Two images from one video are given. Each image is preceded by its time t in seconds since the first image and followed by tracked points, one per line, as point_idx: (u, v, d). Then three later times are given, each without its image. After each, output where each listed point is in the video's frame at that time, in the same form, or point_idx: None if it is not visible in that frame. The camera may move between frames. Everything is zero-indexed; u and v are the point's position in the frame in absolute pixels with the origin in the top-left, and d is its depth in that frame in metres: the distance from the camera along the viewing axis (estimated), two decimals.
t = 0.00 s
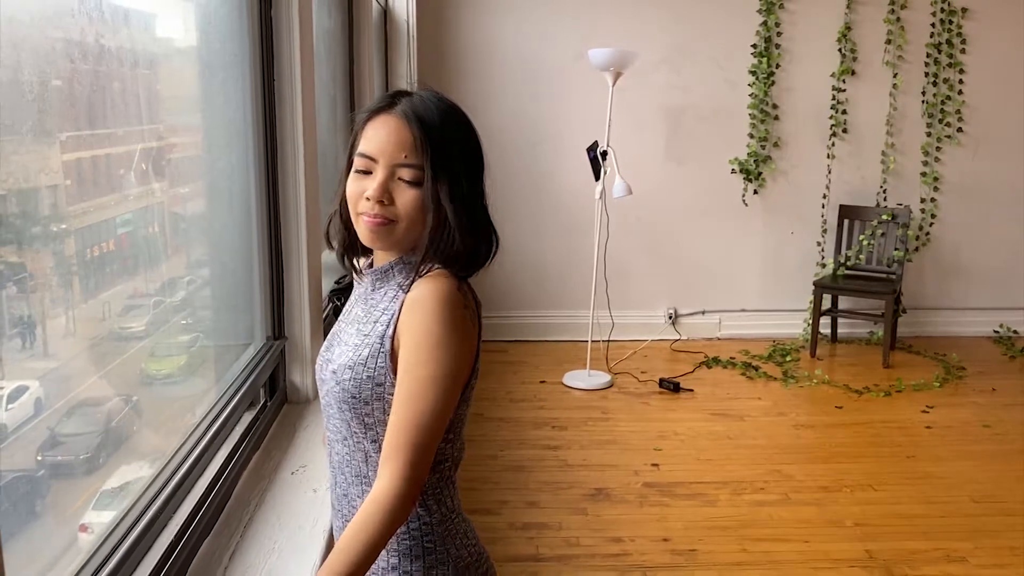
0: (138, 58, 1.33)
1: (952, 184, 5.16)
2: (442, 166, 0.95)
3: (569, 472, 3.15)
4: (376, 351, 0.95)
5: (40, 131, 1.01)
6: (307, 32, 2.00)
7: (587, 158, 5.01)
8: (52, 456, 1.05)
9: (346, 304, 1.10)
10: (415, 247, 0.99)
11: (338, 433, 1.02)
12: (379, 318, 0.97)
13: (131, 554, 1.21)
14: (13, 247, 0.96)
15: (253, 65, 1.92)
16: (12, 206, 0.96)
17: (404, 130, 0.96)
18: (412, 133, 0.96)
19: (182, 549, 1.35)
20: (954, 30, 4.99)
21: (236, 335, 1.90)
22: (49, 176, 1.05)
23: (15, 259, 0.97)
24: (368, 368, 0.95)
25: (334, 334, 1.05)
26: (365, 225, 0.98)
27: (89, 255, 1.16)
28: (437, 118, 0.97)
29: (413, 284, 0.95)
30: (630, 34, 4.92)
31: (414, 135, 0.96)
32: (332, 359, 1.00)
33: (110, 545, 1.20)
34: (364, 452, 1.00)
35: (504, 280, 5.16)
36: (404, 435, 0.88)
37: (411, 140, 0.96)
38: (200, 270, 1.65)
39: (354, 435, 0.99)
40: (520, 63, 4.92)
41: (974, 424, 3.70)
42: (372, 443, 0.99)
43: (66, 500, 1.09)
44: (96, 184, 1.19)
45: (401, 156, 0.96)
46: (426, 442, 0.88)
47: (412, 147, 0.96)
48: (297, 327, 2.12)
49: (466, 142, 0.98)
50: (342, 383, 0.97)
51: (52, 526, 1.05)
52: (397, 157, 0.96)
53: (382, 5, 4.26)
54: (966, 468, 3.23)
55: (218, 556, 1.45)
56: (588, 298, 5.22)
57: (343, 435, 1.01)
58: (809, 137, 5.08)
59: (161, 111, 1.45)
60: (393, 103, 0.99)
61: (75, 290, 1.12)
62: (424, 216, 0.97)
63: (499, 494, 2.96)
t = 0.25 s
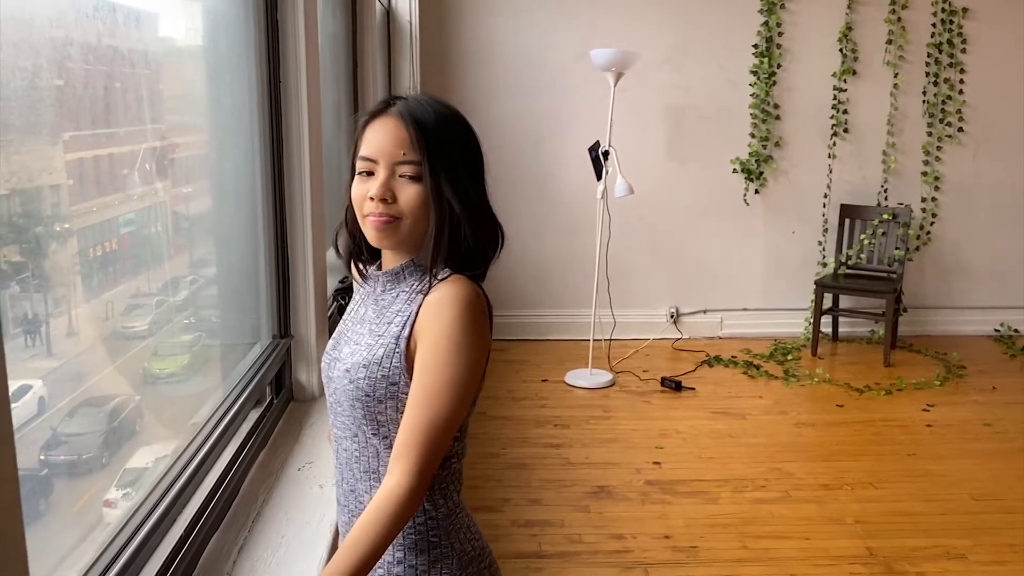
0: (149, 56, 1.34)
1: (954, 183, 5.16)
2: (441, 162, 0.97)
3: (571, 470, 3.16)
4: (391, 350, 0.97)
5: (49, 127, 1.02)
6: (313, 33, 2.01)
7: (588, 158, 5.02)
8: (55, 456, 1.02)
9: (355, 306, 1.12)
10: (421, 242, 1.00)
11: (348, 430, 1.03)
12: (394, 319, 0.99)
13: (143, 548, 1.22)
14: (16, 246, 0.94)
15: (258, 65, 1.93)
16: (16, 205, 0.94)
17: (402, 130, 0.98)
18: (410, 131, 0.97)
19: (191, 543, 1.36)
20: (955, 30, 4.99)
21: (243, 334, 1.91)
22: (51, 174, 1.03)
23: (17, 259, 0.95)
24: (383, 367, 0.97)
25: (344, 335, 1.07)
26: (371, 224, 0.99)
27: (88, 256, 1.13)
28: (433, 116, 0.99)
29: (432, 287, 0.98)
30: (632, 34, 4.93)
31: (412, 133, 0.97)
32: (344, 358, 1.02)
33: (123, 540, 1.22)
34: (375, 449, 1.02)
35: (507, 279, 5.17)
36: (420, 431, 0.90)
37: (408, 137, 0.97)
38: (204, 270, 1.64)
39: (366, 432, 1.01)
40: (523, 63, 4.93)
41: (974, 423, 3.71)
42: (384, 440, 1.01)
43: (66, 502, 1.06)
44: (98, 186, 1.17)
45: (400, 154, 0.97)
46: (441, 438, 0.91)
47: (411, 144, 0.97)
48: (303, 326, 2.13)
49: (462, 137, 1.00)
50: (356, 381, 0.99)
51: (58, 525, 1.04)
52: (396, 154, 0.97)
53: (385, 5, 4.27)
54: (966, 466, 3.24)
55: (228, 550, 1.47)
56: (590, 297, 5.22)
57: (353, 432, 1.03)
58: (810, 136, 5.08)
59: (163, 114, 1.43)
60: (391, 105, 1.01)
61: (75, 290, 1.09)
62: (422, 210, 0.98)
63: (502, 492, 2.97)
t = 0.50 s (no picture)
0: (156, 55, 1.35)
1: (954, 182, 5.16)
2: (431, 159, 0.99)
3: (573, 468, 3.16)
4: (400, 350, 0.98)
5: (55, 123, 1.03)
6: (317, 34, 2.01)
7: (590, 157, 5.02)
8: (57, 455, 1.02)
9: (362, 306, 1.13)
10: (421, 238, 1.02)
11: (354, 427, 1.04)
12: (403, 319, 1.01)
13: (149, 545, 1.24)
14: (17, 246, 0.94)
15: (263, 64, 1.93)
16: (18, 205, 0.94)
17: (392, 130, 1.00)
18: (398, 130, 1.00)
19: (196, 539, 1.38)
20: (956, 29, 4.99)
21: (247, 334, 1.92)
22: (52, 175, 1.02)
23: (19, 258, 0.94)
24: (393, 367, 0.98)
25: (352, 334, 1.08)
26: (371, 224, 1.01)
27: (91, 257, 1.13)
28: (421, 115, 1.01)
29: (442, 288, 0.99)
30: (633, 33, 4.93)
31: (400, 132, 1.00)
32: (353, 357, 1.03)
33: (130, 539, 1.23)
34: (381, 447, 1.03)
35: (508, 278, 5.18)
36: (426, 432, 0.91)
37: (398, 136, 1.00)
38: (206, 266, 1.64)
39: (373, 430, 1.02)
40: (524, 63, 4.94)
41: (975, 421, 3.71)
42: (391, 438, 1.02)
43: (70, 498, 1.06)
44: (99, 183, 1.17)
45: (391, 153, 1.00)
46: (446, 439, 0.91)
47: (400, 143, 1.00)
48: (307, 325, 2.14)
49: (451, 133, 1.02)
50: (365, 379, 1.00)
51: (60, 524, 1.03)
52: (387, 154, 1.00)
53: (388, 6, 4.27)
54: (967, 464, 3.24)
55: (233, 545, 1.48)
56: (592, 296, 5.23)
57: (360, 430, 1.04)
58: (811, 136, 5.08)
59: (167, 115, 1.43)
60: (383, 107, 1.03)
61: (81, 291, 1.10)
62: (417, 205, 0.99)
63: (503, 490, 2.98)
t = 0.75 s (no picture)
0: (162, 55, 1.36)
1: (954, 182, 5.17)
2: (418, 157, 1.00)
3: (574, 466, 3.17)
4: (408, 351, 0.99)
5: (65, 123, 1.03)
6: (320, 35, 2.02)
7: (590, 157, 5.03)
8: (62, 454, 1.02)
9: (368, 305, 1.14)
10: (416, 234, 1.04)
11: (360, 424, 1.05)
12: (410, 320, 1.01)
13: (154, 544, 1.24)
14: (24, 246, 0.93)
15: (267, 65, 1.94)
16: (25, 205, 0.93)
17: (380, 130, 1.01)
18: (386, 131, 1.01)
19: (204, 533, 1.39)
20: (956, 29, 4.99)
21: (252, 332, 1.93)
22: (56, 174, 1.01)
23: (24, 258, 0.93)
24: (400, 367, 0.99)
25: (358, 332, 1.09)
26: (367, 223, 1.03)
27: (94, 257, 1.12)
28: (406, 114, 1.01)
29: (451, 289, 1.00)
30: (634, 33, 4.94)
31: (388, 133, 1.01)
32: (360, 355, 1.04)
33: (137, 537, 1.23)
34: (386, 444, 1.04)
35: (509, 278, 5.19)
36: (435, 432, 0.92)
37: (386, 137, 1.01)
38: (213, 262, 1.65)
39: (379, 427, 1.03)
40: (525, 62, 4.94)
41: (974, 420, 3.72)
42: (397, 436, 1.03)
43: (71, 497, 1.04)
44: (101, 182, 1.15)
45: (381, 153, 1.01)
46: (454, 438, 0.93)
47: (389, 143, 1.01)
48: (312, 324, 2.15)
49: (438, 129, 1.02)
50: (372, 378, 1.01)
51: (68, 522, 1.04)
52: (378, 154, 1.01)
53: (390, 6, 4.28)
54: (966, 462, 3.25)
55: (239, 540, 1.49)
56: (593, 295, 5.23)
57: (365, 426, 1.05)
58: (811, 135, 5.09)
59: (168, 112, 1.41)
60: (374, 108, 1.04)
61: (82, 289, 1.08)
62: (408, 202, 1.01)
63: (504, 488, 2.98)
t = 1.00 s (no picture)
0: (165, 54, 1.36)
1: (954, 181, 5.17)
2: (415, 156, 1.01)
3: (575, 464, 3.18)
4: (409, 349, 1.00)
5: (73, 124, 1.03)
6: (323, 36, 2.03)
7: (591, 156, 5.03)
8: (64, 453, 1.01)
9: (371, 302, 1.15)
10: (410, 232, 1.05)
11: (363, 419, 1.06)
12: (412, 318, 1.02)
13: (157, 545, 1.23)
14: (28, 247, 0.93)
15: (271, 65, 1.95)
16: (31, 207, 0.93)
17: (379, 128, 1.03)
18: (383, 129, 1.02)
19: (211, 527, 1.40)
20: (956, 29, 5.00)
21: (256, 330, 1.94)
22: (59, 175, 1.00)
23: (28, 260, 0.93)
24: (402, 365, 1.00)
25: (361, 329, 1.10)
26: (364, 219, 1.05)
27: (95, 256, 1.11)
28: (405, 114, 1.02)
29: (451, 288, 1.01)
30: (635, 33, 4.94)
31: (385, 131, 1.02)
32: (362, 352, 1.05)
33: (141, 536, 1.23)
34: (389, 439, 1.05)
35: (510, 277, 5.19)
36: (436, 430, 0.92)
37: (384, 136, 1.02)
38: (216, 257, 1.66)
39: (381, 423, 1.04)
40: (526, 62, 4.95)
41: (974, 418, 3.72)
42: (399, 432, 1.04)
43: (74, 498, 1.04)
44: (103, 183, 1.14)
45: (378, 152, 1.02)
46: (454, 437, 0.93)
47: (386, 142, 1.02)
48: (316, 322, 2.15)
49: (438, 128, 1.02)
50: (375, 375, 1.02)
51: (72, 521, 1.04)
52: (375, 152, 1.03)
53: (391, 6, 4.28)
54: (966, 461, 3.25)
55: (245, 536, 1.49)
56: (593, 294, 5.24)
57: (369, 422, 1.06)
58: (812, 135, 5.09)
59: (168, 110, 1.39)
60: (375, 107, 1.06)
61: (82, 288, 1.07)
62: (404, 200, 1.02)
63: (505, 486, 2.99)
